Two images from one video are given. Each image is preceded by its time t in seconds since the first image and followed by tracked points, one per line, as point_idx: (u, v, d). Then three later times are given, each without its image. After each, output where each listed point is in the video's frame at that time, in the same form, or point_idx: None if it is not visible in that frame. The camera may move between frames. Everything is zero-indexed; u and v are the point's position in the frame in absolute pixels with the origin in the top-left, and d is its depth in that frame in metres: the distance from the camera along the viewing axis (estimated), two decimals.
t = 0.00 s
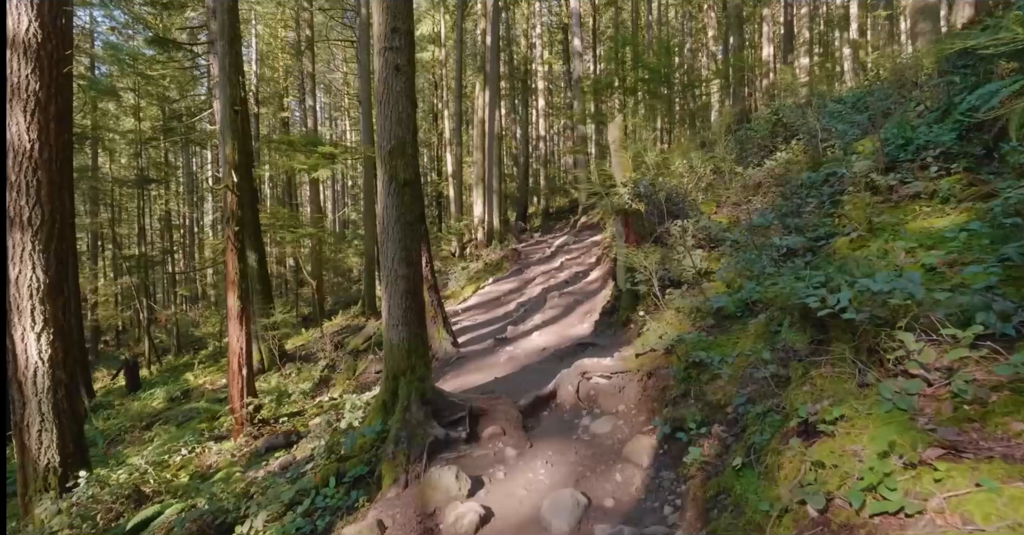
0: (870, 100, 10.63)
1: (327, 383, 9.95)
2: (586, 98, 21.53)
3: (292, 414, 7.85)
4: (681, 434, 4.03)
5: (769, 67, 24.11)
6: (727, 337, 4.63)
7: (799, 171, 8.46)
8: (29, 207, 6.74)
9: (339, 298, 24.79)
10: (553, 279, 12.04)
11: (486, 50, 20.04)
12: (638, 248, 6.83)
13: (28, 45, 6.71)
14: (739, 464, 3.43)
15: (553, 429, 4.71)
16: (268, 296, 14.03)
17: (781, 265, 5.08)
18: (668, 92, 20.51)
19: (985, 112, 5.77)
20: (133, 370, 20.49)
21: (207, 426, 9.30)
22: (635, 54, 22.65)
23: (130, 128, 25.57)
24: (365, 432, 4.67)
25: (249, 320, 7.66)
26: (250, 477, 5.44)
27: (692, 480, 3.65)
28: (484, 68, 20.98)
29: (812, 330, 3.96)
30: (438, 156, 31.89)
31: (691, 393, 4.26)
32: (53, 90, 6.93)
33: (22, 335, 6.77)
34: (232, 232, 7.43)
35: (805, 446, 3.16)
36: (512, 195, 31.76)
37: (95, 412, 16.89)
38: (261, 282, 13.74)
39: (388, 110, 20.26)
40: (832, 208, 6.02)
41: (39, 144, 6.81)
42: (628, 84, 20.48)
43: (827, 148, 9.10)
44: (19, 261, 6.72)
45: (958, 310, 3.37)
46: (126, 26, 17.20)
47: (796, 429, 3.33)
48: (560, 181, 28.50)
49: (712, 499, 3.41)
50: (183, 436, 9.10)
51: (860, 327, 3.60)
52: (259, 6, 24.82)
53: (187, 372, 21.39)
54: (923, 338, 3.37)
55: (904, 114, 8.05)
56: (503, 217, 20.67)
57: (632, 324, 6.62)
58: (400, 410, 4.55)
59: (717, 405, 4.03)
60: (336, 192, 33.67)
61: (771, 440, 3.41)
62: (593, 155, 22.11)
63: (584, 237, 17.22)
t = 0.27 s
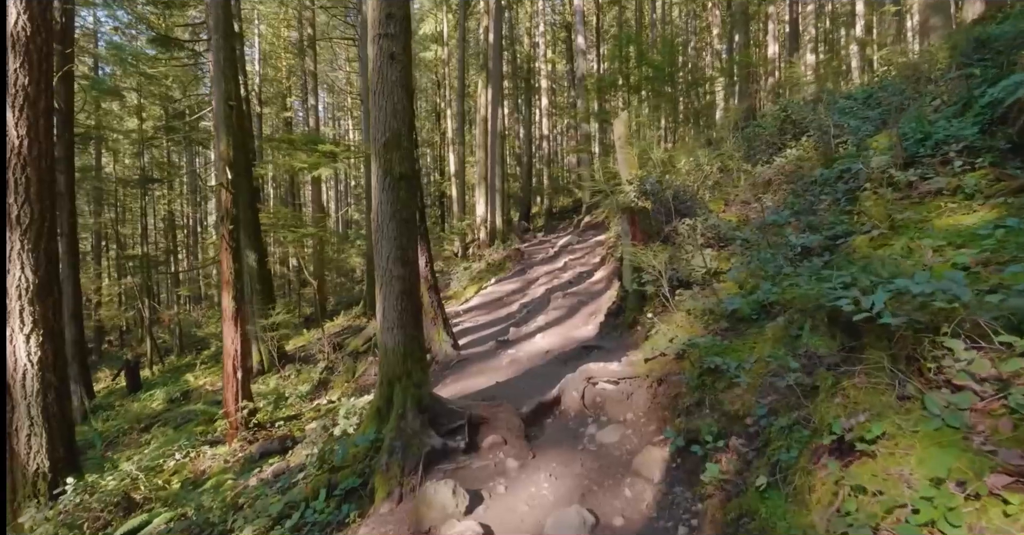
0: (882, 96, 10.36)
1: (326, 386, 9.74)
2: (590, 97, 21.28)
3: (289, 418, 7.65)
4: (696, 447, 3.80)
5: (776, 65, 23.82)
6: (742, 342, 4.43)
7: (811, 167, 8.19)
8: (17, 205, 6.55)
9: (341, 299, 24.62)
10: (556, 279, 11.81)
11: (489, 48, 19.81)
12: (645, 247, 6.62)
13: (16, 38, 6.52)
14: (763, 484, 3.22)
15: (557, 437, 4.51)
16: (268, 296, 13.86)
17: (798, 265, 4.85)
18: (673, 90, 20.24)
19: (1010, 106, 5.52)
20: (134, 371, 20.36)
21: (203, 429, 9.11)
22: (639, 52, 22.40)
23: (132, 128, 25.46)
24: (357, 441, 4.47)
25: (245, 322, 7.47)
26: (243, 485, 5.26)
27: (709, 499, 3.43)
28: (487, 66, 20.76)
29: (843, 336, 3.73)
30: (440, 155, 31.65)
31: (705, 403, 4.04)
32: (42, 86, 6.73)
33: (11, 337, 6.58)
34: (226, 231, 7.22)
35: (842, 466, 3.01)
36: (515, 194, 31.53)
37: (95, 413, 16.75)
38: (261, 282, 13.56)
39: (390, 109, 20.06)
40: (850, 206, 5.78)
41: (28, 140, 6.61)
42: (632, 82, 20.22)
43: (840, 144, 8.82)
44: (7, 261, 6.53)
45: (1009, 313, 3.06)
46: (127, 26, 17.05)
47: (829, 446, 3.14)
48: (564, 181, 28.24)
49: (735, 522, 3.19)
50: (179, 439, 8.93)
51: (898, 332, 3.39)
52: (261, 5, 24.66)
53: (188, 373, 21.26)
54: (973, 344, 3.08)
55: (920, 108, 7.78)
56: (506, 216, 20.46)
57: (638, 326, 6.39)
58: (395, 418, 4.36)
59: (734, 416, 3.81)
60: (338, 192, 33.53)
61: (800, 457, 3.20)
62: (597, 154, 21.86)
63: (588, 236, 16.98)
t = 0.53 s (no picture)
0: (897, 90, 10.05)
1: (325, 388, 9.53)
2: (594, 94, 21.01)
3: (285, 422, 7.46)
4: (712, 461, 3.57)
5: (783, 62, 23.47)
6: (760, 347, 4.21)
7: (824, 163, 7.93)
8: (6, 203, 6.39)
9: (344, 299, 24.46)
10: (560, 279, 11.59)
11: (492, 45, 19.57)
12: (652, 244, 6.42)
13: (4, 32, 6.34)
14: (793, 509, 3.01)
15: (561, 446, 4.32)
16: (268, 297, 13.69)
17: (816, 263, 4.64)
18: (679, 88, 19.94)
19: None
20: (135, 371, 20.22)
21: (200, 432, 8.92)
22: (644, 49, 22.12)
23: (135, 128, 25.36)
24: (348, 452, 4.30)
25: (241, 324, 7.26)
26: (235, 493, 5.05)
27: (729, 522, 3.20)
28: (490, 64, 20.52)
29: (880, 342, 3.52)
30: (443, 155, 31.45)
31: (722, 412, 3.82)
32: (32, 80, 6.55)
33: None
34: (221, 229, 7.02)
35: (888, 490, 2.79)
36: (519, 194, 31.29)
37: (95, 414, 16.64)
38: (261, 282, 13.37)
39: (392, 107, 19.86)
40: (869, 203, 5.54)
41: (17, 136, 6.45)
42: (637, 80, 19.94)
43: (854, 140, 8.55)
44: None
45: None
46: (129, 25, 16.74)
47: (869, 468, 2.92)
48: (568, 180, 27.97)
49: None
50: (175, 443, 8.74)
51: (941, 338, 3.20)
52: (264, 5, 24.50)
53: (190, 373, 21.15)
54: None
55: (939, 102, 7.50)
56: (510, 215, 20.23)
57: (646, 327, 6.15)
58: (389, 427, 4.16)
59: (754, 427, 3.58)
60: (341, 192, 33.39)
61: (834, 480, 2.98)
62: (602, 152, 21.59)
63: (593, 236, 16.73)
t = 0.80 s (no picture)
0: (912, 85, 9.77)
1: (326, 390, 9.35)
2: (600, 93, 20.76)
3: (284, 426, 7.30)
4: (736, 480, 3.37)
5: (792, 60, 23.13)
6: (783, 353, 4.08)
7: (838, 160, 7.68)
8: None
9: (347, 299, 24.33)
10: (565, 279, 11.36)
11: (497, 43, 19.33)
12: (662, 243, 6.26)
13: None
14: None
15: (567, 458, 4.11)
16: (270, 297, 13.53)
17: (839, 263, 4.63)
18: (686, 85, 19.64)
19: None
20: (138, 372, 20.16)
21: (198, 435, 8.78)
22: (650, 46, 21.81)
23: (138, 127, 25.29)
24: (341, 464, 4.14)
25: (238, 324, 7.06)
26: (228, 502, 4.89)
27: None
28: (494, 61, 20.29)
29: (929, 353, 3.42)
30: (447, 154, 31.25)
31: (743, 425, 3.63)
32: (22, 75, 6.37)
33: None
34: (218, 228, 6.83)
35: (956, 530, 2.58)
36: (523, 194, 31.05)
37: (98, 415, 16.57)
38: (263, 282, 13.20)
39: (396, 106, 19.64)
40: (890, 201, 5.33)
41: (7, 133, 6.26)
42: (643, 78, 19.69)
43: (870, 136, 8.29)
44: None
45: None
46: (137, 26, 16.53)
47: (924, 499, 2.75)
48: (573, 179, 27.74)
49: None
50: (173, 446, 8.58)
51: (1002, 347, 3.14)
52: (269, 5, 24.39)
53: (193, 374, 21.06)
54: None
55: (961, 96, 7.23)
56: (514, 215, 20.00)
57: (657, 330, 5.93)
58: (385, 439, 4.01)
59: (781, 443, 3.42)
60: (345, 192, 33.25)
61: (882, 510, 2.84)
62: (608, 151, 21.33)
63: (598, 236, 16.49)
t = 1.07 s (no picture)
0: (931, 79, 9.44)
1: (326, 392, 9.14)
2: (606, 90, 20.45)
3: (283, 431, 7.10)
4: (766, 506, 3.15)
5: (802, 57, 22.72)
6: (808, 359, 3.97)
7: (854, 156, 7.41)
8: None
9: (351, 299, 24.16)
10: (571, 280, 11.11)
11: (501, 40, 19.06)
12: (673, 242, 6.05)
13: None
14: None
15: (577, 471, 3.96)
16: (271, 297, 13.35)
17: (868, 264, 4.56)
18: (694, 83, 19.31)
19: None
20: (142, 373, 20.06)
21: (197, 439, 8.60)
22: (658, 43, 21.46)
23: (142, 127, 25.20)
24: (332, 479, 3.94)
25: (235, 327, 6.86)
26: (220, 513, 4.71)
27: None
28: (498, 59, 20.03)
29: (999, 367, 3.27)
30: (451, 153, 31.02)
31: (772, 443, 3.43)
32: (12, 71, 6.18)
33: None
34: (213, 227, 6.61)
35: None
36: (528, 193, 30.76)
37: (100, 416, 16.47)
38: (264, 282, 13.00)
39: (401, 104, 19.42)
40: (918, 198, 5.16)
41: None
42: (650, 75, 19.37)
43: (888, 131, 7.99)
44: None
45: None
46: (142, 26, 16.36)
47: None
48: (578, 178, 27.43)
49: None
50: (172, 449, 8.41)
51: None
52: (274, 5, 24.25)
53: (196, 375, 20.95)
54: None
55: (986, 88, 6.91)
56: (519, 214, 19.75)
57: (668, 334, 5.70)
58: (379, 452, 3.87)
59: (817, 465, 3.20)
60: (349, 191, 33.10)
61: None
62: (614, 150, 21.03)
63: (605, 235, 16.21)
